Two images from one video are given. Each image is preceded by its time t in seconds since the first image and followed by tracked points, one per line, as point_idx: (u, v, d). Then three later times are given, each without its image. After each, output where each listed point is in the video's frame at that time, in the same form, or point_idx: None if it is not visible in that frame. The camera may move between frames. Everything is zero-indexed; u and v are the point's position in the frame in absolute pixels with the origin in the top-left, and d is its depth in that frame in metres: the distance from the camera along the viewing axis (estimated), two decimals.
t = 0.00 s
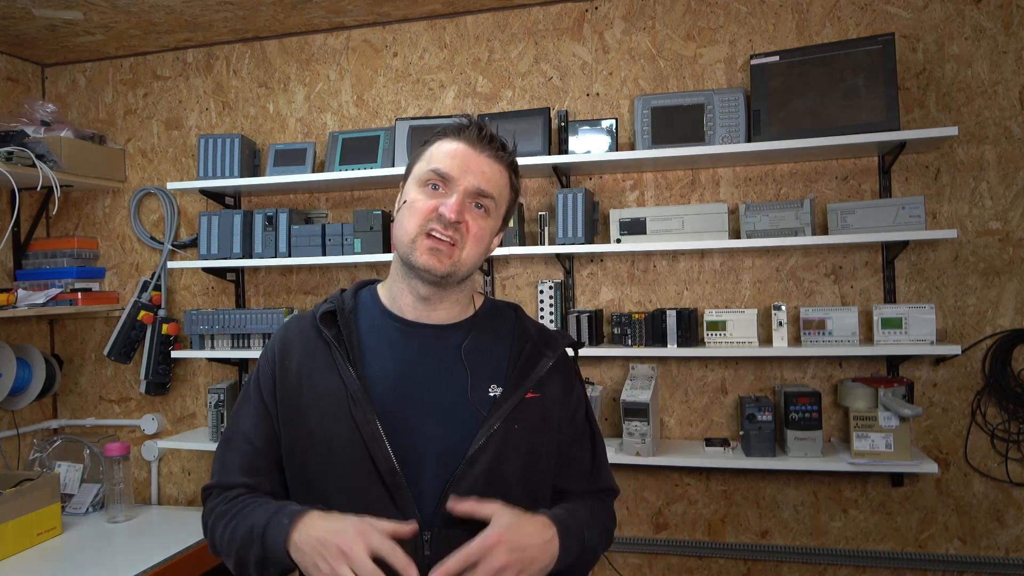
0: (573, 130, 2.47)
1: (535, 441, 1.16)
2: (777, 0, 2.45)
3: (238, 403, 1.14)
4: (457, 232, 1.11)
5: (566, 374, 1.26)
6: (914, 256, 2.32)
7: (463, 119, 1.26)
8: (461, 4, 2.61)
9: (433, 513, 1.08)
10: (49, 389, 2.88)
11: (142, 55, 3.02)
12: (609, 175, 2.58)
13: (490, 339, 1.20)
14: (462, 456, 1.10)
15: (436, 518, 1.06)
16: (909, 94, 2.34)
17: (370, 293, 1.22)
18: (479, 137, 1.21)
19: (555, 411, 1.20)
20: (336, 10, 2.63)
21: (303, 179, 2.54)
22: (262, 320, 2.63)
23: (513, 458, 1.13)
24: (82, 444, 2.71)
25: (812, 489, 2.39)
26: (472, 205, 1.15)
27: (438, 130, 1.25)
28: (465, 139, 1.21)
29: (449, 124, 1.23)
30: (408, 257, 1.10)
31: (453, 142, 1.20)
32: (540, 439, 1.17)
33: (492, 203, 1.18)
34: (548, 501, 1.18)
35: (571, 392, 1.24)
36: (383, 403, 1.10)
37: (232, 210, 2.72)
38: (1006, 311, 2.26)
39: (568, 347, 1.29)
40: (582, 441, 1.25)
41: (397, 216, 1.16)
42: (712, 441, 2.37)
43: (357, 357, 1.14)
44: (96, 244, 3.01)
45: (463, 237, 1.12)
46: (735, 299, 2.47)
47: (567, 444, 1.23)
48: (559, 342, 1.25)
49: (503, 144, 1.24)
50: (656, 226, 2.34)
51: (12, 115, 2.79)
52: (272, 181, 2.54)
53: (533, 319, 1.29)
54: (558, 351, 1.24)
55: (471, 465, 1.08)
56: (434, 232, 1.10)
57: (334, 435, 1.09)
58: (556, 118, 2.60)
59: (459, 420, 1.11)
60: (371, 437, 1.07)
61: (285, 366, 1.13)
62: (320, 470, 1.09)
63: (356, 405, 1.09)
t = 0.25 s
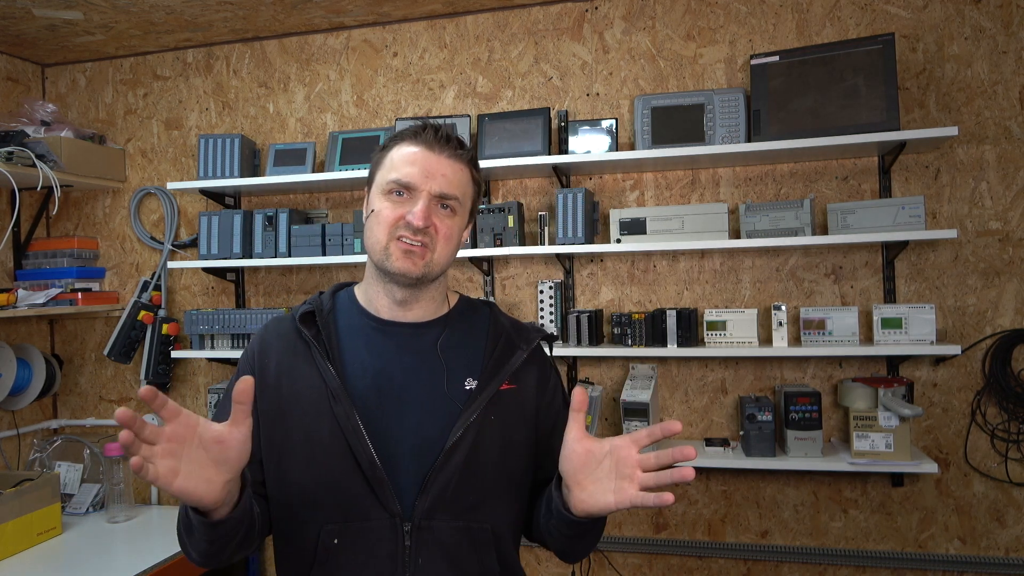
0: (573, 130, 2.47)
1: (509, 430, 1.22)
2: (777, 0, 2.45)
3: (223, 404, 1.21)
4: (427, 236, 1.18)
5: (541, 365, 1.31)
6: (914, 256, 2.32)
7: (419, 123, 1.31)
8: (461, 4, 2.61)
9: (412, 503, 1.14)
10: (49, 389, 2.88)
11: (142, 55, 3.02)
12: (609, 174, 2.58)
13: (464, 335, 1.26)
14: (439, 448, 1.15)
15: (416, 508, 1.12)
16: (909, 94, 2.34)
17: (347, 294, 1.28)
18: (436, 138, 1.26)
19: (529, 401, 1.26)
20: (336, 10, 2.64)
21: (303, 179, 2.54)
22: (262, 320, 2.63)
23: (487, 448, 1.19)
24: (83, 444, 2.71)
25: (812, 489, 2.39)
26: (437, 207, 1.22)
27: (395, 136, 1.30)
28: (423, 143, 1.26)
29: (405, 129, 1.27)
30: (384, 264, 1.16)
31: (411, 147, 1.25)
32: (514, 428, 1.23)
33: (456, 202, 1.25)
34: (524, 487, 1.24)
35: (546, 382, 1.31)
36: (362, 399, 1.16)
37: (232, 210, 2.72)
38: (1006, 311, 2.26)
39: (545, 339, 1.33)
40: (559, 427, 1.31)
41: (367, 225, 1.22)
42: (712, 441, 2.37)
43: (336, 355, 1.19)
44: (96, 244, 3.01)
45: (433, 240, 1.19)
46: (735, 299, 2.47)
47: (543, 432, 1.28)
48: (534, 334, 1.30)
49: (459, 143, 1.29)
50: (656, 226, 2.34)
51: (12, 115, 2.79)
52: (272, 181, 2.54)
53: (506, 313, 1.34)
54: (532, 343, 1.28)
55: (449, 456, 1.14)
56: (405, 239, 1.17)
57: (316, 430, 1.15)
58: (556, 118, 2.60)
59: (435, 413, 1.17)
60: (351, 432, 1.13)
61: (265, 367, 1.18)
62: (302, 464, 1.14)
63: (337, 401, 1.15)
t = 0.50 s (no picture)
0: (573, 130, 2.47)
1: (493, 428, 1.23)
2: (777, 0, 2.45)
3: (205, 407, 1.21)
4: (403, 234, 1.16)
5: (522, 364, 1.32)
6: (914, 256, 2.32)
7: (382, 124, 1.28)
8: (461, 4, 2.61)
9: (398, 500, 1.14)
10: (49, 389, 2.88)
11: (142, 55, 3.02)
12: (609, 174, 2.58)
13: (447, 335, 1.26)
14: (424, 446, 1.16)
15: (402, 505, 1.12)
16: (909, 94, 2.34)
17: (328, 297, 1.28)
18: (399, 137, 1.24)
19: (512, 399, 1.27)
20: (336, 10, 2.63)
21: (303, 179, 2.54)
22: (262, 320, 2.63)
23: (472, 446, 1.19)
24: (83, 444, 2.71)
25: (812, 489, 2.39)
26: (409, 205, 1.20)
27: (360, 139, 1.28)
28: (389, 143, 1.24)
29: (367, 134, 1.26)
30: (363, 268, 1.15)
31: (377, 149, 1.23)
32: (498, 426, 1.23)
33: (428, 197, 1.23)
34: (508, 484, 1.25)
35: (528, 381, 1.32)
36: (347, 399, 1.16)
37: (231, 210, 2.72)
38: (1006, 311, 2.26)
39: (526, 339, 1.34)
40: (539, 425, 1.33)
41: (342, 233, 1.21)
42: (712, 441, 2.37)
43: (319, 358, 1.19)
44: (96, 244, 3.01)
45: (410, 238, 1.17)
46: (735, 299, 2.47)
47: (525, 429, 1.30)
48: (514, 333, 1.32)
49: (424, 139, 1.27)
50: (656, 226, 2.34)
51: (12, 115, 2.79)
52: (272, 181, 2.54)
53: (488, 313, 1.35)
54: (513, 343, 1.30)
55: (434, 454, 1.14)
56: (382, 240, 1.15)
57: (300, 431, 1.15)
58: (556, 118, 2.60)
59: (419, 412, 1.17)
60: (336, 432, 1.13)
61: (249, 370, 1.18)
62: (287, 464, 1.14)
63: (321, 402, 1.15)
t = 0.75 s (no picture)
0: (573, 130, 2.47)
1: (476, 426, 1.22)
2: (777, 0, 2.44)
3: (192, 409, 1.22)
4: (371, 237, 1.15)
5: (504, 362, 1.31)
6: (914, 256, 2.32)
7: (337, 129, 1.27)
8: (461, 4, 2.61)
9: (381, 498, 1.14)
10: (49, 389, 2.88)
11: (142, 55, 3.02)
12: (609, 174, 2.58)
13: (429, 334, 1.26)
14: (405, 444, 1.15)
15: (384, 502, 1.12)
16: (909, 94, 2.33)
17: (311, 299, 1.28)
18: (353, 141, 1.22)
19: (495, 397, 1.26)
20: (336, 10, 2.63)
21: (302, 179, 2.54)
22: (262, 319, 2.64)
23: (454, 444, 1.19)
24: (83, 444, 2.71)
25: (812, 489, 2.39)
26: (372, 207, 1.18)
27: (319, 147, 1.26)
28: (345, 148, 1.22)
29: (322, 142, 1.24)
30: (338, 275, 1.15)
31: (333, 156, 1.21)
32: (480, 424, 1.23)
33: (392, 196, 1.21)
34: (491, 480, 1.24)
35: (510, 380, 1.30)
36: (329, 400, 1.16)
37: (232, 210, 2.72)
38: (1006, 311, 2.26)
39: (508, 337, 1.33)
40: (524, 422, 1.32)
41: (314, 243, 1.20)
42: (712, 441, 2.37)
43: (301, 359, 1.20)
44: (96, 244, 3.01)
45: (378, 239, 1.16)
46: (735, 299, 2.47)
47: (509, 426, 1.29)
48: (495, 331, 1.30)
49: (378, 137, 1.25)
50: (656, 226, 2.34)
51: (12, 115, 2.79)
52: (272, 181, 2.54)
53: (470, 311, 1.34)
54: (495, 340, 1.28)
55: (415, 453, 1.14)
56: (351, 245, 1.15)
57: (283, 431, 1.15)
58: (556, 118, 2.60)
59: (400, 411, 1.17)
60: (317, 431, 1.13)
61: (233, 373, 1.19)
62: (271, 464, 1.14)
63: (304, 404, 1.15)
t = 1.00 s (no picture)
0: (573, 130, 2.47)
1: (458, 424, 1.22)
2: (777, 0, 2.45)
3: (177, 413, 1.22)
4: (348, 237, 1.15)
5: (484, 360, 1.31)
6: (914, 256, 2.32)
7: (308, 134, 1.27)
8: (461, 4, 2.61)
9: (365, 497, 1.14)
10: (49, 390, 2.88)
11: (142, 55, 3.02)
12: (609, 174, 2.58)
13: (410, 334, 1.26)
14: (388, 443, 1.16)
15: (368, 501, 1.12)
16: (909, 94, 2.34)
17: (293, 301, 1.28)
18: (325, 144, 1.22)
19: (476, 394, 1.26)
20: (336, 10, 2.63)
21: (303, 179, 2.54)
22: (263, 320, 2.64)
23: (437, 443, 1.19)
24: (83, 444, 2.71)
25: (812, 489, 2.39)
26: (347, 208, 1.19)
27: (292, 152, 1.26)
28: (317, 151, 1.22)
29: (295, 147, 1.24)
30: (316, 277, 1.15)
31: (305, 160, 1.21)
32: (462, 422, 1.23)
33: (367, 196, 1.21)
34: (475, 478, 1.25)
35: (491, 378, 1.31)
36: (312, 401, 1.17)
37: (232, 210, 2.72)
38: (1006, 311, 2.26)
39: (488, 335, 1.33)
40: (507, 420, 1.33)
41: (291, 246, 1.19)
42: (712, 441, 2.37)
43: (284, 361, 1.20)
44: (96, 244, 3.01)
45: (355, 239, 1.16)
46: (735, 299, 2.47)
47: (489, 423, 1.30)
48: (476, 329, 1.30)
49: (350, 139, 1.25)
50: (656, 226, 2.34)
51: (12, 115, 2.79)
52: (272, 181, 2.54)
53: (451, 309, 1.34)
54: (475, 338, 1.29)
55: (397, 452, 1.14)
56: (328, 246, 1.14)
57: (267, 433, 1.15)
58: (556, 118, 2.60)
59: (382, 410, 1.17)
60: (300, 432, 1.13)
61: (216, 376, 1.19)
62: (256, 465, 1.15)
63: (287, 405, 1.15)
